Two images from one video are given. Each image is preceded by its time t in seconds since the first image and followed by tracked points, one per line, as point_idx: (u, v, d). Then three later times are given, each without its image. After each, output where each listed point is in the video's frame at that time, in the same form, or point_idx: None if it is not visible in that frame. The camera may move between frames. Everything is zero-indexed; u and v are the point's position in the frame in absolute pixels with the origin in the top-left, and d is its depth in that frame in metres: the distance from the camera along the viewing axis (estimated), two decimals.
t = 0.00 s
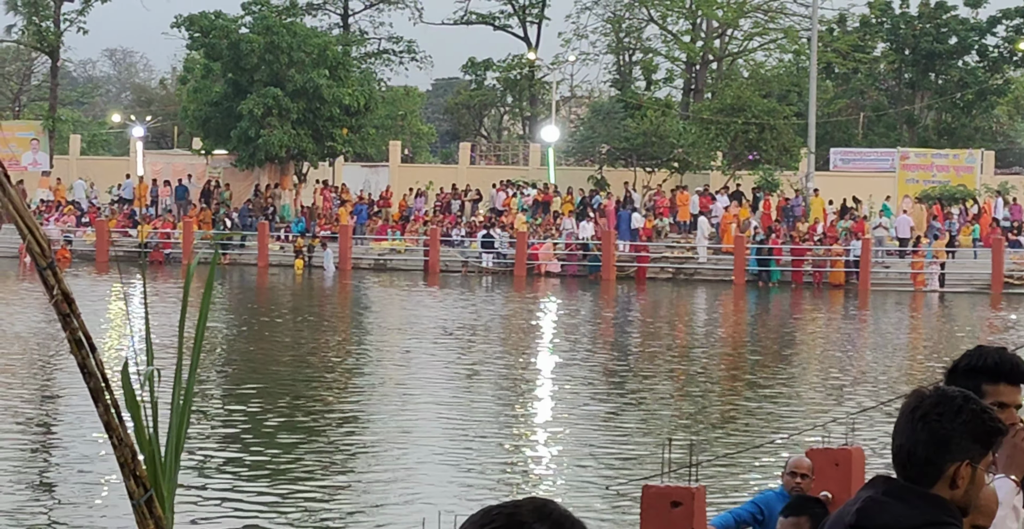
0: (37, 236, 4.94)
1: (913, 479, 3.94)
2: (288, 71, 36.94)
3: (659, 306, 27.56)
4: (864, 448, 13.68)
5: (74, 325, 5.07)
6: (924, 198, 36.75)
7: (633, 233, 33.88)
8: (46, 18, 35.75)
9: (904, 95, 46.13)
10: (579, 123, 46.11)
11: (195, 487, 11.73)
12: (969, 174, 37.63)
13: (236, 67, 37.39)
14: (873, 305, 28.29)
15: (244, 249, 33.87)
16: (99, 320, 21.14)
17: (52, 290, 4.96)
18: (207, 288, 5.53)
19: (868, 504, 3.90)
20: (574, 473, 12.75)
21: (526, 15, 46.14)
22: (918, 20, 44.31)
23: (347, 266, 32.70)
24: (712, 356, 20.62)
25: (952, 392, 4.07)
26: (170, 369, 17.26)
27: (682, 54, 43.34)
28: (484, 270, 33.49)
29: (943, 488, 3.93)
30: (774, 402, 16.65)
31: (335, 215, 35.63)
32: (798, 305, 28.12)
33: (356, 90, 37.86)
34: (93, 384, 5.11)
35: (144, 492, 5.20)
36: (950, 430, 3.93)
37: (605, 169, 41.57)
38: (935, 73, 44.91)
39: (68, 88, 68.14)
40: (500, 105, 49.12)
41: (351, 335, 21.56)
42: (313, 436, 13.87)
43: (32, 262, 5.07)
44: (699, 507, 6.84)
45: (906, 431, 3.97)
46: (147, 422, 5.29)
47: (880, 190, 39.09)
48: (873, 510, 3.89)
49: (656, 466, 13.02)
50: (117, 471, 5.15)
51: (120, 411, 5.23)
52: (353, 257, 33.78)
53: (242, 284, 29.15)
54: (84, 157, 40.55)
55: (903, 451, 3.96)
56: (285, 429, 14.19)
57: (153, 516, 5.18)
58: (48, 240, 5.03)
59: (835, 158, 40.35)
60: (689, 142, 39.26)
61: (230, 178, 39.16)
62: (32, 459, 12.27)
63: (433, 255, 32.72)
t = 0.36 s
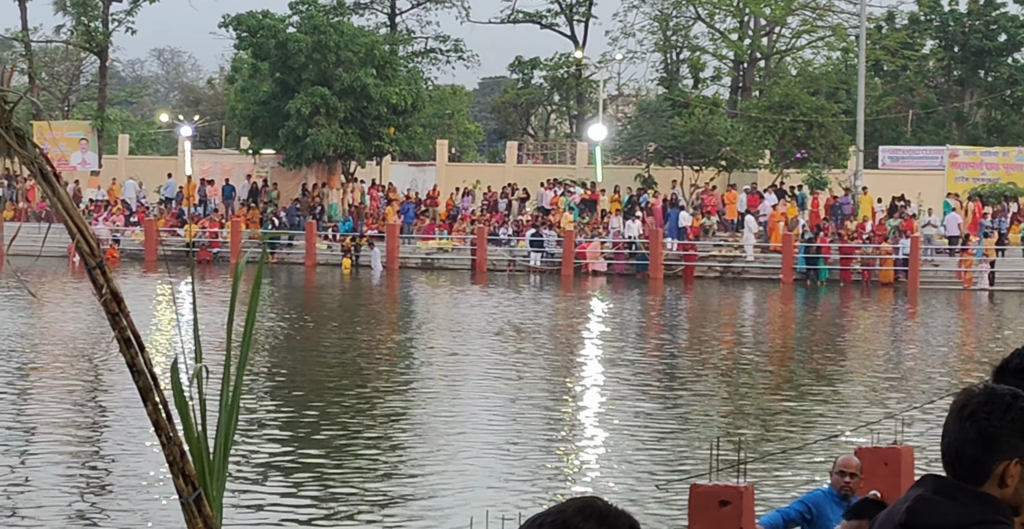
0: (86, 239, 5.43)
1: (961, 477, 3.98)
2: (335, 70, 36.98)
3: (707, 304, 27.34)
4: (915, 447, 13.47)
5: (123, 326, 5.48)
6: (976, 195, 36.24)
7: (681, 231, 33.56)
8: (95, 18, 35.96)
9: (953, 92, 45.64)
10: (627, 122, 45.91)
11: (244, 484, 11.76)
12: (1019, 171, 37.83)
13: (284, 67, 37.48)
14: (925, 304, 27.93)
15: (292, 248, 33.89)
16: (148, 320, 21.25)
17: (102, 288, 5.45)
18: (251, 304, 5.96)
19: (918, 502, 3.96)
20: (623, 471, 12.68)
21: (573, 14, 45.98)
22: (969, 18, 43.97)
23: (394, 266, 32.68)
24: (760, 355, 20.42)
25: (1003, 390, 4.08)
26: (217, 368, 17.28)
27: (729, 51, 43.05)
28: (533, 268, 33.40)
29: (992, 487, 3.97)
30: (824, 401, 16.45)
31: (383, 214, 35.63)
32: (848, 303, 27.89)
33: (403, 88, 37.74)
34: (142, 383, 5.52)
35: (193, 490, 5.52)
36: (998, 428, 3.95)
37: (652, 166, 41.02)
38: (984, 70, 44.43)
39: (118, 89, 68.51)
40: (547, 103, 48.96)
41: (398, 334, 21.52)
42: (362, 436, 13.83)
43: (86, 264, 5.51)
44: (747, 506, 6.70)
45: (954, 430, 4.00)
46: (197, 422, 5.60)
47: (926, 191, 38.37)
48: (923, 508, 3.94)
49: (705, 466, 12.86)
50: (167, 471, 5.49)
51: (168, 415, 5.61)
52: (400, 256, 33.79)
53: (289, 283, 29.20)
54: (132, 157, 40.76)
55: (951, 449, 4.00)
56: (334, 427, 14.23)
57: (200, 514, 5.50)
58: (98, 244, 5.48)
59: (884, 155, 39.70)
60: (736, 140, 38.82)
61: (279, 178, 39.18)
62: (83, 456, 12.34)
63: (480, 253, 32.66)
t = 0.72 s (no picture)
0: (142, 242, 5.70)
1: (1018, 483, 3.88)
2: (388, 75, 37.05)
3: (760, 308, 27.16)
4: (972, 451, 13.30)
5: (176, 330, 5.73)
6: None
7: (734, 235, 33.32)
8: (150, 24, 36.28)
9: (1009, 95, 45.13)
10: (680, 126, 45.71)
11: (297, 487, 11.79)
12: None
13: (337, 72, 37.64)
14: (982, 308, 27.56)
15: (346, 253, 34.00)
16: (202, 324, 21.35)
17: (157, 294, 5.70)
18: (307, 309, 6.14)
19: (973, 507, 3.93)
20: (676, 474, 12.59)
21: (627, 18, 45.84)
22: None
23: (448, 270, 32.69)
24: (814, 358, 20.27)
25: None
26: (271, 371, 17.36)
27: (783, 55, 42.73)
28: (586, 273, 33.29)
29: None
30: (879, 405, 16.29)
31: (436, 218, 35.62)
32: (903, 307, 27.61)
33: (456, 94, 37.85)
34: (195, 387, 5.76)
35: (247, 495, 5.74)
36: None
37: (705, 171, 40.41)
38: None
39: (173, 95, 69.01)
40: (600, 107, 48.82)
41: (451, 338, 21.52)
42: (415, 438, 13.86)
43: (141, 269, 5.80)
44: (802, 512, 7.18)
45: (1010, 436, 3.85)
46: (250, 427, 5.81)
47: (982, 194, 37.88)
48: (978, 515, 3.92)
49: (759, 469, 12.76)
50: (222, 475, 5.74)
51: (223, 418, 5.85)
52: (454, 260, 33.79)
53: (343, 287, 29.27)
54: (187, 163, 41.08)
55: (1007, 456, 3.87)
56: (387, 431, 14.22)
57: (255, 519, 5.70)
58: (153, 248, 5.75)
59: (939, 159, 39.24)
60: (790, 144, 38.59)
61: (332, 182, 39.50)
62: (137, 459, 12.40)
63: (534, 258, 32.60)
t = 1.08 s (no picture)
0: (192, 254, 5.97)
1: None
2: (438, 82, 37.06)
3: (813, 313, 26.91)
4: None
5: (229, 338, 6.05)
6: None
7: (786, 241, 33.00)
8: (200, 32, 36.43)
9: None
10: (731, 132, 45.43)
11: (347, 492, 11.75)
12: None
13: (387, 79, 37.66)
14: None
15: (397, 259, 34.02)
16: (253, 331, 21.39)
17: (208, 301, 5.99)
18: (357, 318, 6.39)
19: None
20: (728, 480, 12.44)
21: (677, 24, 45.64)
22: None
23: (499, 276, 32.68)
24: (866, 364, 20.06)
25: None
26: (322, 378, 17.37)
27: (834, 60, 42.35)
28: (637, 279, 33.09)
29: None
30: (933, 410, 16.09)
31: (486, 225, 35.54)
32: (956, 312, 27.27)
33: (506, 100, 37.93)
34: (247, 394, 6.09)
35: (300, 500, 6.12)
36: None
37: (757, 177, 40.34)
38: None
39: (224, 104, 69.39)
40: (651, 113, 48.59)
41: (502, 344, 21.46)
42: (468, 444, 13.82)
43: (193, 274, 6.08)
44: (854, 516, 7.42)
45: None
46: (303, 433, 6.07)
47: None
48: None
49: (814, 476, 12.62)
50: (276, 481, 6.14)
51: (275, 422, 6.20)
52: (504, 267, 33.71)
53: (393, 294, 29.27)
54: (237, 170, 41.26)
55: None
56: (437, 437, 14.15)
57: (305, 521, 6.07)
58: (204, 255, 6.01)
59: (991, 164, 39.25)
60: (841, 149, 38.33)
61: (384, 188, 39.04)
62: (187, 465, 12.41)
63: (585, 263, 32.46)
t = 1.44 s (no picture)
0: (258, 256, 5.95)
1: None
2: (500, 86, 37.00)
3: (877, 317, 26.56)
4: None
5: (294, 342, 6.07)
6: None
7: (850, 244, 32.52)
8: (262, 38, 36.62)
9: None
10: (794, 134, 45.03)
11: (411, 497, 11.70)
12: None
13: (449, 83, 37.74)
14: None
15: (459, 264, 33.99)
16: (317, 336, 21.42)
17: (274, 307, 5.99)
18: (425, 324, 6.38)
19: None
20: (792, 485, 12.27)
21: (739, 27, 45.32)
22: None
23: (561, 280, 32.56)
24: (932, 367, 19.74)
25: None
26: (384, 383, 17.36)
27: (897, 62, 41.83)
28: (699, 282, 32.93)
29: None
30: (1001, 414, 15.79)
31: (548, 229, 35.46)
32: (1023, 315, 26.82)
33: (568, 104, 37.83)
34: (313, 400, 6.09)
35: (364, 506, 6.10)
36: None
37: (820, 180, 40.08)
38: None
39: (287, 110, 69.91)
40: (713, 117, 48.31)
41: (563, 349, 21.36)
42: (530, 448, 13.72)
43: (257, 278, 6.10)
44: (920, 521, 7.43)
45: None
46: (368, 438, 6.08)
47: None
48: None
49: (880, 480, 12.40)
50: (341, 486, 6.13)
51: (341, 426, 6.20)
52: (567, 271, 33.62)
53: (455, 298, 29.24)
54: (300, 176, 41.58)
55: None
56: (499, 441, 14.08)
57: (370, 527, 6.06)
58: (268, 260, 6.02)
59: None
60: (905, 151, 37.72)
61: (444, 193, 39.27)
62: (252, 472, 12.38)
63: (647, 267, 32.26)
